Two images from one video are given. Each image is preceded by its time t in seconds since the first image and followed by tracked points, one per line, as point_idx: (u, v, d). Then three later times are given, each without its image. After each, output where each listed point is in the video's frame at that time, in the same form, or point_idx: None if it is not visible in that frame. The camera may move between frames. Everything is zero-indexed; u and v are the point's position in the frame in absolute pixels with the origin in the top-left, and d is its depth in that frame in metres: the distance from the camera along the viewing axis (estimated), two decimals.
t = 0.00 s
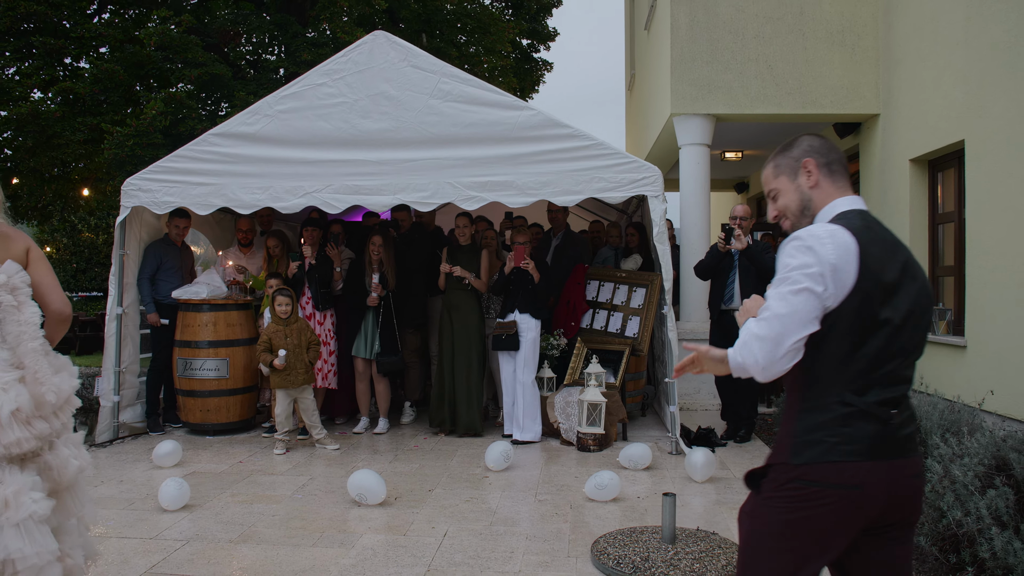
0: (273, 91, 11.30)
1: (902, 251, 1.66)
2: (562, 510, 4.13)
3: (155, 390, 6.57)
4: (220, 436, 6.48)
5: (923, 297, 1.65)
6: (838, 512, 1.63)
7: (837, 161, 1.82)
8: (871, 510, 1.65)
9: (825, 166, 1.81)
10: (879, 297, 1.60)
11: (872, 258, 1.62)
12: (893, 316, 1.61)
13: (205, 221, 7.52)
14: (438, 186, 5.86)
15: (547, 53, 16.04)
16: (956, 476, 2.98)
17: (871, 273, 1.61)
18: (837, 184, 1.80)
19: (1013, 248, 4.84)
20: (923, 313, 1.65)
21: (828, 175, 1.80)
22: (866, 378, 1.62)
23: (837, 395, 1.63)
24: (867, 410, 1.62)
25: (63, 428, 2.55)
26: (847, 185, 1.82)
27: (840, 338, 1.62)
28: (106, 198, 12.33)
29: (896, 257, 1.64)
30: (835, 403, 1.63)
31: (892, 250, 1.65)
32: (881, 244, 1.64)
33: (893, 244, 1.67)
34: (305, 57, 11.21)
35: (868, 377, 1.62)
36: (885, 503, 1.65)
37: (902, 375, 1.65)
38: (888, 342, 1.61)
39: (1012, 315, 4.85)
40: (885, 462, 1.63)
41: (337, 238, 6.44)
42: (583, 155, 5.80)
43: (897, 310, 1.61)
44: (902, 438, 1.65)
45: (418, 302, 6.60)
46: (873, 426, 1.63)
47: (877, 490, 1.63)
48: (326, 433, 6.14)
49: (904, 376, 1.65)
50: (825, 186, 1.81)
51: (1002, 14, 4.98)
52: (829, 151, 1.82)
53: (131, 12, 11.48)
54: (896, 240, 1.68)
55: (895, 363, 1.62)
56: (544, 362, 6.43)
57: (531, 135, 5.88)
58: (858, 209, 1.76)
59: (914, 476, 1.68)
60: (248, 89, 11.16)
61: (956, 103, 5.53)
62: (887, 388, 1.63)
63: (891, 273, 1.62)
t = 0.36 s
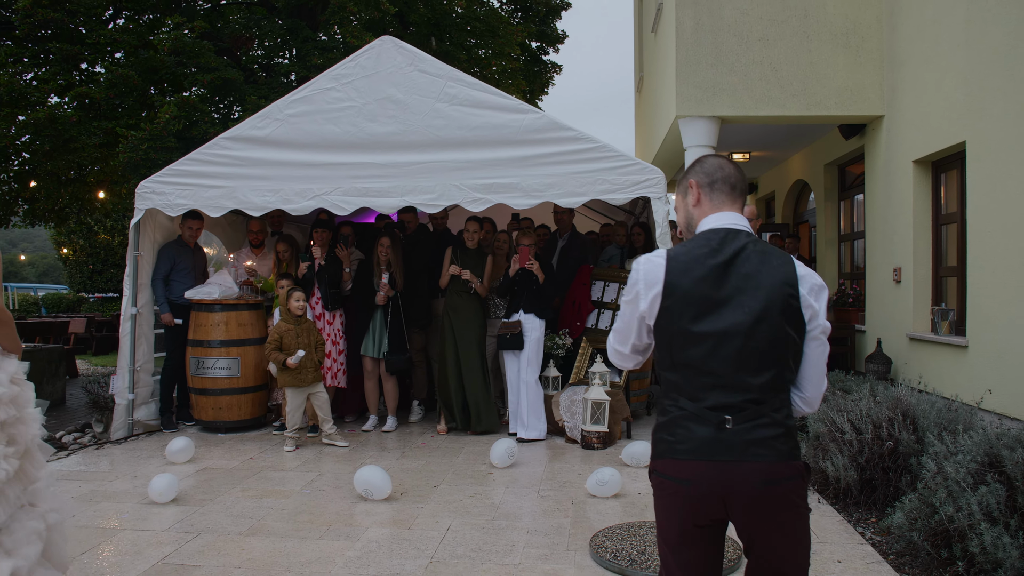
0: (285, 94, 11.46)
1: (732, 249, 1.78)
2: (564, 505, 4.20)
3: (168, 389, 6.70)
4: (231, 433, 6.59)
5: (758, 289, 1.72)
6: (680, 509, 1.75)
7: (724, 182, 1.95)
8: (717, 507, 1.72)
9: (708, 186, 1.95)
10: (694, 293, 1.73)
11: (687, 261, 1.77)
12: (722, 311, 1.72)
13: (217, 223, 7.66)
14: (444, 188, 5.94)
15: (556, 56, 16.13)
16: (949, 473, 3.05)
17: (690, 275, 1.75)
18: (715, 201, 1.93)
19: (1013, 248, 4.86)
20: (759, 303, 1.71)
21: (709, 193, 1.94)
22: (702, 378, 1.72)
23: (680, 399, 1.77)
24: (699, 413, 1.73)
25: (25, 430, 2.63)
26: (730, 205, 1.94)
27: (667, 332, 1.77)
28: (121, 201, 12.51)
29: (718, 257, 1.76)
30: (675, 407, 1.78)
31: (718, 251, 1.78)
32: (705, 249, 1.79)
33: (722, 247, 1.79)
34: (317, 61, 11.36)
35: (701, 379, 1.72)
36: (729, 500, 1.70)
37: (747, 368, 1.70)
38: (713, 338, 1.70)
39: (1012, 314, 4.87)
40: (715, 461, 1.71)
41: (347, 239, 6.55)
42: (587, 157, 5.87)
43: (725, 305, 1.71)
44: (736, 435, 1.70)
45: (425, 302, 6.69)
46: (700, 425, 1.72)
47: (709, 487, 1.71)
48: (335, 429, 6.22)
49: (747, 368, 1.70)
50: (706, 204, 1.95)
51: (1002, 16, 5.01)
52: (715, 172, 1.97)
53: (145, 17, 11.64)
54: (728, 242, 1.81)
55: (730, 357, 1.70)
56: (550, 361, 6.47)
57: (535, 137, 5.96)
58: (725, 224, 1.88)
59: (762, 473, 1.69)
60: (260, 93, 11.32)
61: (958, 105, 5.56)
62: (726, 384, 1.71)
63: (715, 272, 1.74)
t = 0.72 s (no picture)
0: (310, 98, 11.66)
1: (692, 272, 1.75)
2: (583, 502, 4.27)
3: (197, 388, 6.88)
4: (258, 431, 6.74)
5: (712, 316, 1.69)
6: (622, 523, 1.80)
7: (697, 201, 1.91)
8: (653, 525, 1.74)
9: (677, 203, 1.93)
10: (646, 314, 1.70)
11: (647, 281, 1.75)
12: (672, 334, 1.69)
13: (244, 225, 7.85)
14: (465, 190, 6.03)
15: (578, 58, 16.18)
16: (963, 471, 3.10)
17: (646, 295, 1.72)
18: (684, 220, 1.90)
19: None
20: (710, 330, 1.68)
21: (679, 212, 1.91)
22: (647, 400, 1.71)
23: (626, 420, 1.76)
24: (641, 434, 1.71)
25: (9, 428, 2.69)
26: (700, 224, 1.90)
27: (617, 348, 1.74)
28: (151, 203, 12.81)
29: (677, 280, 1.74)
30: (621, 425, 1.77)
31: (679, 274, 1.75)
32: (667, 270, 1.76)
33: (681, 269, 1.76)
34: (341, 65, 11.55)
35: (646, 401, 1.70)
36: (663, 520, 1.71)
37: (692, 392, 1.67)
38: (662, 361, 1.68)
39: None
40: (647, 482, 1.72)
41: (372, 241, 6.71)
42: (606, 159, 5.94)
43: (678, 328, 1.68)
44: (672, 457, 1.68)
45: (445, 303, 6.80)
46: (638, 445, 1.72)
47: (642, 505, 1.73)
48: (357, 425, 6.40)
49: (693, 394, 1.67)
50: (674, 221, 1.92)
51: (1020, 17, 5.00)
52: (687, 190, 1.93)
53: (174, 24, 11.92)
54: (690, 266, 1.78)
55: (677, 381, 1.67)
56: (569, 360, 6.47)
57: (555, 140, 6.04)
58: (691, 246, 1.85)
59: (694, 494, 1.68)
60: (286, 97, 11.53)
61: (978, 105, 5.53)
62: (670, 406, 1.68)
63: (672, 294, 1.72)
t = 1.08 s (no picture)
0: (339, 100, 11.86)
1: (613, 256, 1.78)
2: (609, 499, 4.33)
3: (230, 385, 7.05)
4: (289, 428, 6.89)
5: (620, 296, 1.71)
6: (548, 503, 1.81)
7: (638, 193, 1.91)
8: (573, 505, 1.75)
9: (616, 193, 1.92)
10: (560, 297, 1.79)
11: (565, 268, 1.83)
12: (587, 316, 1.74)
13: (275, 226, 8.04)
14: (493, 191, 6.13)
15: (605, 58, 16.17)
16: (990, 471, 3.10)
17: (562, 281, 1.81)
18: (618, 210, 1.90)
19: None
20: (618, 310, 1.70)
21: (614, 202, 1.91)
22: (566, 380, 1.77)
23: (551, 399, 1.83)
24: (557, 411, 1.78)
25: None
26: (635, 216, 1.90)
27: (543, 331, 1.84)
28: (185, 204, 13.12)
29: (594, 265, 1.79)
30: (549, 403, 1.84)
31: (598, 260, 1.80)
32: (589, 256, 1.82)
33: (604, 255, 1.80)
34: (370, 69, 11.71)
35: (563, 380, 1.78)
36: (579, 498, 1.72)
37: (599, 371, 1.71)
38: (573, 340, 1.75)
39: None
40: (562, 457, 1.75)
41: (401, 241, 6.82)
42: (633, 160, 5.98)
43: (586, 311, 1.74)
44: (584, 432, 1.71)
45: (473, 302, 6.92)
46: (556, 422, 1.77)
47: (559, 484, 1.75)
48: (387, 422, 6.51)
49: (602, 372, 1.71)
50: (611, 210, 1.92)
51: None
52: (626, 181, 1.91)
53: (208, 29, 12.19)
54: (613, 251, 1.80)
55: (587, 361, 1.73)
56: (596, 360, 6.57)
57: (582, 141, 6.09)
58: (622, 237, 1.85)
59: (602, 474, 1.68)
60: (316, 99, 11.73)
61: (1010, 102, 5.47)
62: (582, 383, 1.73)
63: (586, 279, 1.78)
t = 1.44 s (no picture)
0: (368, 103, 12.06)
1: (546, 257, 1.83)
2: (635, 495, 4.42)
3: (262, 383, 7.24)
4: (320, 425, 7.07)
5: (556, 297, 1.78)
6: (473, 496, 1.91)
7: (572, 193, 1.97)
8: (493, 499, 1.85)
9: (548, 191, 1.97)
10: (493, 296, 1.83)
11: (498, 267, 1.87)
12: (520, 315, 1.80)
13: (304, 227, 8.23)
14: (520, 192, 6.24)
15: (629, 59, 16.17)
16: (1014, 468, 3.14)
17: (500, 280, 1.84)
18: (551, 207, 1.95)
19: None
20: (553, 311, 1.77)
21: (548, 201, 1.96)
22: (499, 378, 1.84)
23: (484, 394, 1.90)
24: (490, 407, 1.85)
25: None
26: (568, 214, 1.95)
27: (475, 328, 1.88)
28: (216, 206, 13.40)
29: (530, 263, 1.84)
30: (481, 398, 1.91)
31: (531, 259, 1.85)
32: (524, 254, 1.86)
33: (538, 254, 1.85)
34: (398, 72, 11.88)
35: (496, 377, 1.84)
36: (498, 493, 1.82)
37: (534, 369, 1.78)
38: (506, 339, 1.81)
39: None
40: (487, 452, 1.85)
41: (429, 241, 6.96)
42: (658, 161, 6.06)
43: (523, 310, 1.80)
44: (511, 431, 1.81)
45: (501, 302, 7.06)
46: (485, 422, 1.86)
47: (482, 479, 1.85)
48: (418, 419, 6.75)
49: (533, 371, 1.78)
50: (544, 207, 1.97)
51: None
52: (559, 179, 1.97)
53: (239, 34, 12.46)
54: (544, 252, 1.86)
55: (518, 360, 1.79)
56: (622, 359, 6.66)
57: (608, 142, 6.17)
58: (558, 235, 1.91)
59: (519, 470, 1.78)
60: (345, 103, 11.93)
61: None
62: (515, 381, 1.80)
63: (523, 277, 1.82)
